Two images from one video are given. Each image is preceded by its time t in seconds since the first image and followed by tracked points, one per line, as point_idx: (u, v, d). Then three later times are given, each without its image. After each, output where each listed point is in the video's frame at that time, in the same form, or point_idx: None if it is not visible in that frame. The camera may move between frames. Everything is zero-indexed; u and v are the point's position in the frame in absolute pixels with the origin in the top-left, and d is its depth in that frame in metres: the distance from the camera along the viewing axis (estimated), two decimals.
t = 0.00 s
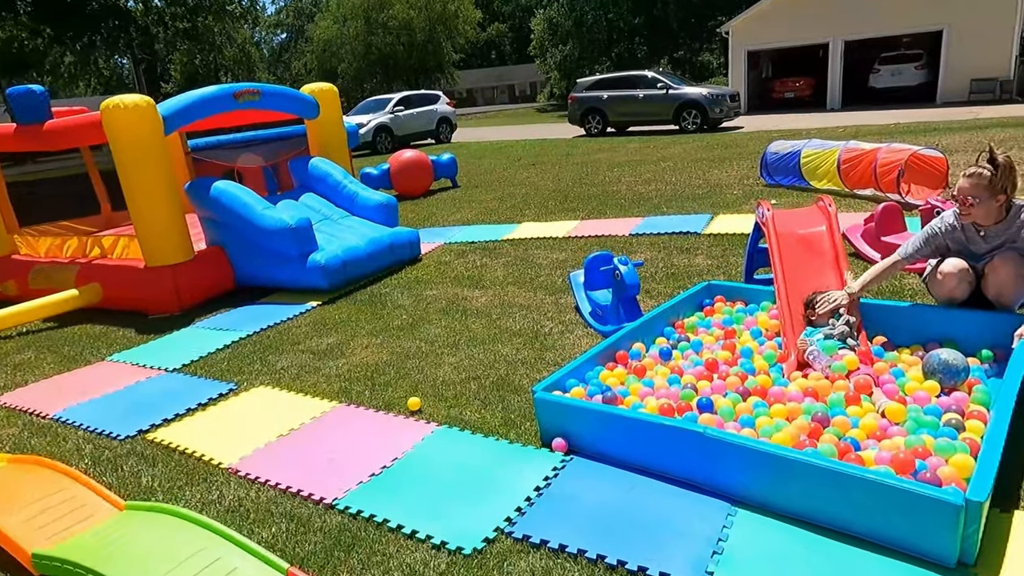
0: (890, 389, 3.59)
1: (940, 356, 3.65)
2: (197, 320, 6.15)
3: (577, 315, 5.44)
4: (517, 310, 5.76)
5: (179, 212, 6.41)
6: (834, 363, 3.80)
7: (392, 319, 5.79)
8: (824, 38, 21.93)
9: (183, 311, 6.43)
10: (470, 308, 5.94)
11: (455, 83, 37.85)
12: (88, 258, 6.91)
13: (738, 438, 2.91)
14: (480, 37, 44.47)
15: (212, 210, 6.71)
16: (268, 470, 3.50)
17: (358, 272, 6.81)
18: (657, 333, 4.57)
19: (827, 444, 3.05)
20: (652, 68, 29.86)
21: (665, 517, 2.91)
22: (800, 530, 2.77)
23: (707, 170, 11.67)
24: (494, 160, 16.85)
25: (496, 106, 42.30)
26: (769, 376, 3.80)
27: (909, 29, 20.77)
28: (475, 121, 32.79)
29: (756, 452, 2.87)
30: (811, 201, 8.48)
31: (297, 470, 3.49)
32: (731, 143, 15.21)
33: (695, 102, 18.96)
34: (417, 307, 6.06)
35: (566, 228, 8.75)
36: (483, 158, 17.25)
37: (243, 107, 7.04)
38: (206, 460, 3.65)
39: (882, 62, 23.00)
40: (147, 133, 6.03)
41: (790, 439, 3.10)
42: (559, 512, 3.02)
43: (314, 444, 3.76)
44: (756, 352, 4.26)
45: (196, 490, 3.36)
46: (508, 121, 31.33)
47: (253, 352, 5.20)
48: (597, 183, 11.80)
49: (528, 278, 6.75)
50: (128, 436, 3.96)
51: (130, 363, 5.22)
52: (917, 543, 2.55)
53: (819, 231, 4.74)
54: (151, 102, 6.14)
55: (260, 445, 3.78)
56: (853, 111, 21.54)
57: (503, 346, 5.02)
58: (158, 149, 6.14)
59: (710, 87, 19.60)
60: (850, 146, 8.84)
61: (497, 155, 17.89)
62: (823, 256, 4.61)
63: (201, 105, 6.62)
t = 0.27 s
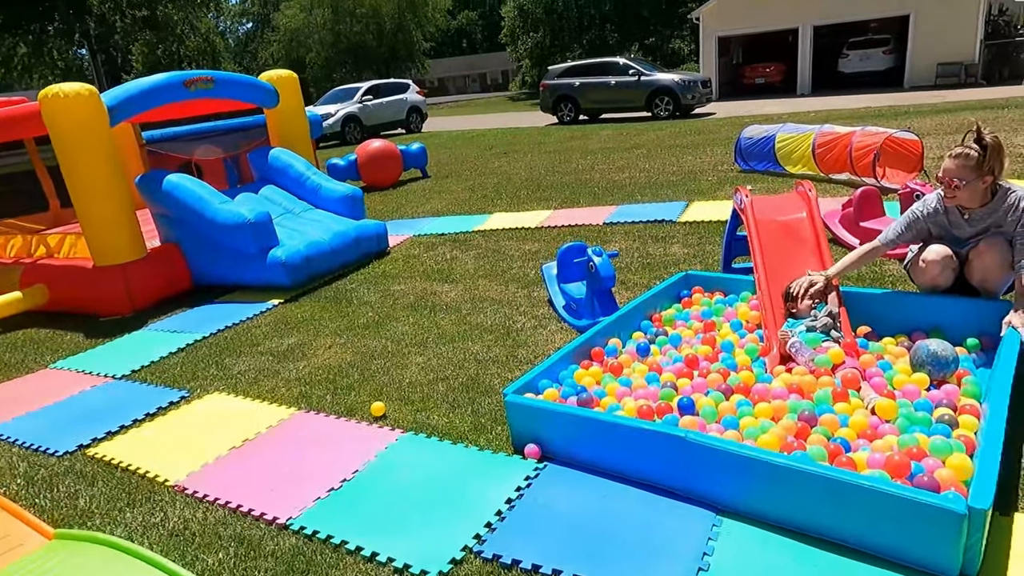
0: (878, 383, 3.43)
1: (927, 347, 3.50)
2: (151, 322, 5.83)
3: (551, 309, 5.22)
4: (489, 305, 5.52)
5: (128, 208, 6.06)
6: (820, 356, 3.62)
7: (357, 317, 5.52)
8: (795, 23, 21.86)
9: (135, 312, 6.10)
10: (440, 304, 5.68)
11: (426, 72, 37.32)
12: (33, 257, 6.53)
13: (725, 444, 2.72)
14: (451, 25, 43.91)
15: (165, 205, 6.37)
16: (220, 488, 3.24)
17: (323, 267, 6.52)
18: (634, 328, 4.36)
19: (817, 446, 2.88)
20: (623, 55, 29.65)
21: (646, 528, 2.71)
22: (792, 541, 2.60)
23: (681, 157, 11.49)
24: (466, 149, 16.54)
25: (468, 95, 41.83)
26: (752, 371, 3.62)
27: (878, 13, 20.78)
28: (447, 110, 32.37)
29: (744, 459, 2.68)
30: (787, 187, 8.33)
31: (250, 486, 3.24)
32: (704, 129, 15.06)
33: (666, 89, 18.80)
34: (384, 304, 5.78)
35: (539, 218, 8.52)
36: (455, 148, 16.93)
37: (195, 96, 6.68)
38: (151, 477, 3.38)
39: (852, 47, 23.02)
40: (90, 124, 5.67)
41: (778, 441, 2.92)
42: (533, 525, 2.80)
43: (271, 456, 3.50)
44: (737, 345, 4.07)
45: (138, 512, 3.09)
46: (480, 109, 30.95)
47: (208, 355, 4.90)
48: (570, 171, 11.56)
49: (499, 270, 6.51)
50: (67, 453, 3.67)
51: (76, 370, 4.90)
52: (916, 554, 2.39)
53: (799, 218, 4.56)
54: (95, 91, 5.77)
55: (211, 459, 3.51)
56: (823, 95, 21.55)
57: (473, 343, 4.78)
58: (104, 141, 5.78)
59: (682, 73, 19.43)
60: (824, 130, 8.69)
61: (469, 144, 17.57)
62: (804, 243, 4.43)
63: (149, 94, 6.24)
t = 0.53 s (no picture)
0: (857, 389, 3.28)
1: (905, 348, 3.36)
2: (94, 331, 5.50)
3: (516, 311, 4.98)
4: (452, 307, 5.27)
5: (66, 210, 5.67)
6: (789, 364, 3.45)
7: (313, 321, 5.25)
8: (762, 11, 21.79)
9: (77, 321, 5.75)
10: (400, 306, 5.42)
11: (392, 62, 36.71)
12: None
13: (700, 465, 2.53)
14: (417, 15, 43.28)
15: (108, 207, 6.01)
16: (153, 522, 2.96)
17: (279, 268, 6.23)
18: (602, 331, 4.15)
19: (797, 462, 2.71)
20: (591, 44, 29.41)
21: (617, 557, 2.52)
22: (773, 569, 2.44)
23: (650, 147, 11.31)
24: (432, 141, 16.20)
25: (435, 85, 41.30)
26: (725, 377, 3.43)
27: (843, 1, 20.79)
28: (414, 101, 31.88)
29: (720, 481, 2.50)
30: (757, 177, 8.18)
31: (185, 518, 2.96)
32: (673, 118, 14.89)
33: (634, 77, 18.61)
34: (342, 307, 5.51)
35: (505, 212, 8.27)
36: (421, 140, 16.58)
37: (136, 90, 6.28)
38: (77, 510, 3.11)
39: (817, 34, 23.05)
40: (20, 120, 5.29)
41: (756, 456, 2.74)
42: (495, 556, 2.59)
43: (212, 481, 3.23)
44: (709, 348, 3.88)
45: (59, 553, 2.81)
46: (447, 100, 30.52)
47: (152, 367, 4.60)
48: (538, 163, 11.32)
49: (464, 269, 6.27)
50: None
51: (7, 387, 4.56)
52: None
53: (772, 211, 4.37)
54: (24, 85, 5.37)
55: (144, 488, 3.22)
56: (790, 83, 21.54)
57: (435, 349, 4.54)
58: (36, 138, 5.40)
59: (650, 62, 19.26)
60: (793, 119, 8.54)
61: (435, 136, 17.23)
62: (777, 238, 4.24)
63: (84, 89, 5.84)
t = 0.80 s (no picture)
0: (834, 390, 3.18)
1: (883, 345, 3.24)
2: (35, 339, 5.20)
3: (483, 311, 4.83)
4: (415, 307, 5.12)
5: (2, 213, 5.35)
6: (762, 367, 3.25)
7: (272, 326, 4.99)
8: None
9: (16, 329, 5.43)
10: (361, 307, 5.23)
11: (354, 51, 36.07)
12: None
13: (676, 479, 2.40)
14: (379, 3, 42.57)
15: (48, 207, 5.69)
16: (94, 557, 2.78)
17: (234, 267, 5.97)
18: (571, 331, 4.00)
19: (778, 471, 2.59)
20: (556, 32, 29.20)
21: None
22: None
23: (617, 136, 11.20)
24: (395, 132, 15.88)
25: (398, 74, 40.70)
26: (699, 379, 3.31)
27: None
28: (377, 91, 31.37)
29: (698, 497, 2.37)
30: (724, 167, 8.12)
31: (126, 552, 2.78)
32: (638, 106, 14.80)
33: (599, 66, 18.48)
34: (302, 309, 5.29)
35: (471, 205, 8.08)
36: (384, 131, 16.26)
37: (76, 81, 5.95)
38: (8, 544, 2.90)
39: (779, 22, 23.14)
40: None
41: (735, 466, 2.61)
42: None
43: (159, 507, 3.03)
44: (681, 348, 3.77)
45: None
46: (411, 89, 30.09)
47: (95, 379, 4.34)
48: (503, 154, 11.13)
49: (428, 267, 6.09)
50: None
51: None
52: None
53: (743, 204, 4.24)
54: None
55: (83, 515, 3.03)
56: (753, 71, 21.62)
57: (398, 352, 4.38)
58: None
59: (615, 50, 19.15)
60: (760, 107, 8.49)
61: (399, 126, 16.91)
62: (748, 232, 4.12)
63: (20, 81, 5.49)
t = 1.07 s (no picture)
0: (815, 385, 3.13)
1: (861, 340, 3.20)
2: None
3: (454, 308, 4.73)
4: (383, 306, 5.08)
5: None
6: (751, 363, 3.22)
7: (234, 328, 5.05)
8: None
9: None
10: (327, 306, 5.27)
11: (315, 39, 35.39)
12: None
13: (659, 487, 2.32)
14: None
15: None
16: None
17: (193, 265, 5.93)
18: (545, 329, 3.91)
19: (762, 473, 2.51)
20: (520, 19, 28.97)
21: None
22: None
23: (584, 125, 11.12)
24: (359, 122, 15.58)
25: (361, 62, 40.05)
26: (677, 376, 3.23)
27: None
28: (340, 80, 30.81)
29: (682, 504, 2.29)
30: (693, 156, 8.10)
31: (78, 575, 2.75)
32: (605, 94, 14.71)
33: (565, 53, 18.35)
34: (264, 307, 5.37)
35: (438, 198, 7.93)
36: (347, 121, 15.95)
37: (19, 71, 5.66)
38: None
39: (741, 9, 23.24)
40: None
41: (717, 469, 2.53)
42: None
43: (113, 531, 2.98)
44: (657, 344, 3.70)
45: None
46: (374, 77, 29.65)
47: (45, 390, 4.23)
48: (470, 144, 10.97)
49: (396, 264, 5.97)
50: None
51: None
52: None
53: (716, 195, 4.16)
54: None
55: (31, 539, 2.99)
56: (717, 58, 21.70)
57: (365, 354, 4.33)
58: None
59: (580, 38, 19.05)
60: (727, 96, 8.39)
61: (363, 116, 16.62)
62: (722, 225, 4.04)
63: None
